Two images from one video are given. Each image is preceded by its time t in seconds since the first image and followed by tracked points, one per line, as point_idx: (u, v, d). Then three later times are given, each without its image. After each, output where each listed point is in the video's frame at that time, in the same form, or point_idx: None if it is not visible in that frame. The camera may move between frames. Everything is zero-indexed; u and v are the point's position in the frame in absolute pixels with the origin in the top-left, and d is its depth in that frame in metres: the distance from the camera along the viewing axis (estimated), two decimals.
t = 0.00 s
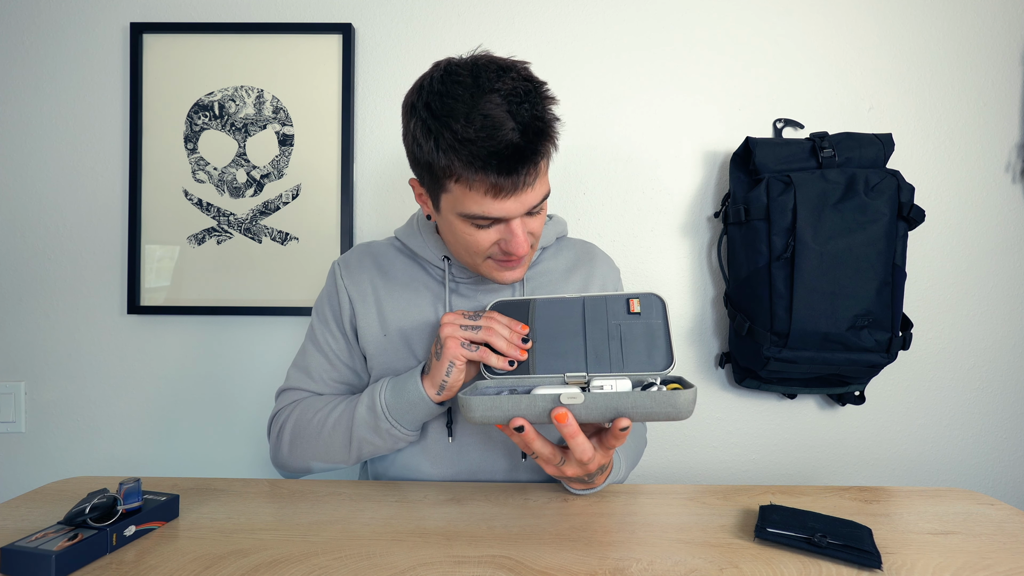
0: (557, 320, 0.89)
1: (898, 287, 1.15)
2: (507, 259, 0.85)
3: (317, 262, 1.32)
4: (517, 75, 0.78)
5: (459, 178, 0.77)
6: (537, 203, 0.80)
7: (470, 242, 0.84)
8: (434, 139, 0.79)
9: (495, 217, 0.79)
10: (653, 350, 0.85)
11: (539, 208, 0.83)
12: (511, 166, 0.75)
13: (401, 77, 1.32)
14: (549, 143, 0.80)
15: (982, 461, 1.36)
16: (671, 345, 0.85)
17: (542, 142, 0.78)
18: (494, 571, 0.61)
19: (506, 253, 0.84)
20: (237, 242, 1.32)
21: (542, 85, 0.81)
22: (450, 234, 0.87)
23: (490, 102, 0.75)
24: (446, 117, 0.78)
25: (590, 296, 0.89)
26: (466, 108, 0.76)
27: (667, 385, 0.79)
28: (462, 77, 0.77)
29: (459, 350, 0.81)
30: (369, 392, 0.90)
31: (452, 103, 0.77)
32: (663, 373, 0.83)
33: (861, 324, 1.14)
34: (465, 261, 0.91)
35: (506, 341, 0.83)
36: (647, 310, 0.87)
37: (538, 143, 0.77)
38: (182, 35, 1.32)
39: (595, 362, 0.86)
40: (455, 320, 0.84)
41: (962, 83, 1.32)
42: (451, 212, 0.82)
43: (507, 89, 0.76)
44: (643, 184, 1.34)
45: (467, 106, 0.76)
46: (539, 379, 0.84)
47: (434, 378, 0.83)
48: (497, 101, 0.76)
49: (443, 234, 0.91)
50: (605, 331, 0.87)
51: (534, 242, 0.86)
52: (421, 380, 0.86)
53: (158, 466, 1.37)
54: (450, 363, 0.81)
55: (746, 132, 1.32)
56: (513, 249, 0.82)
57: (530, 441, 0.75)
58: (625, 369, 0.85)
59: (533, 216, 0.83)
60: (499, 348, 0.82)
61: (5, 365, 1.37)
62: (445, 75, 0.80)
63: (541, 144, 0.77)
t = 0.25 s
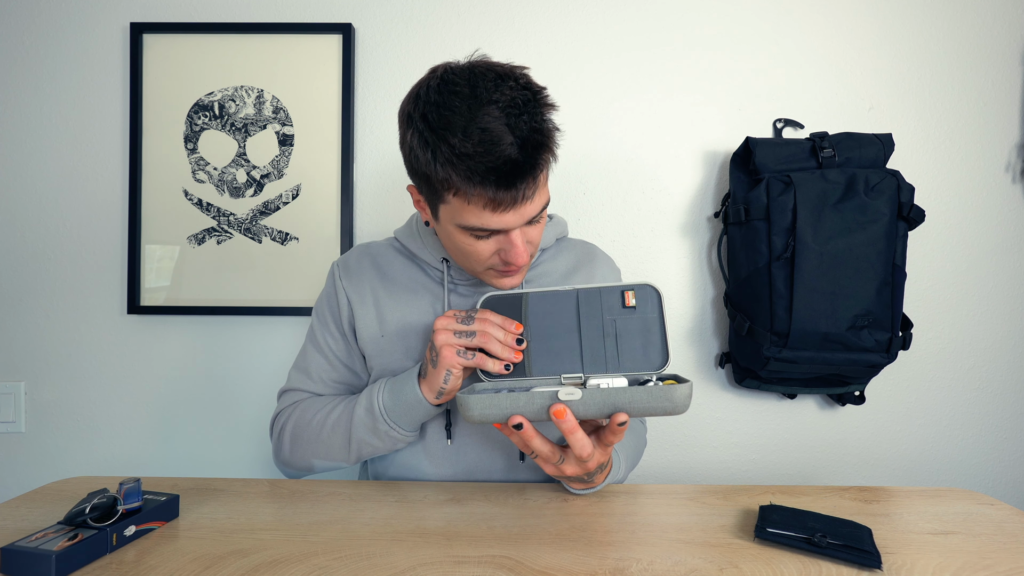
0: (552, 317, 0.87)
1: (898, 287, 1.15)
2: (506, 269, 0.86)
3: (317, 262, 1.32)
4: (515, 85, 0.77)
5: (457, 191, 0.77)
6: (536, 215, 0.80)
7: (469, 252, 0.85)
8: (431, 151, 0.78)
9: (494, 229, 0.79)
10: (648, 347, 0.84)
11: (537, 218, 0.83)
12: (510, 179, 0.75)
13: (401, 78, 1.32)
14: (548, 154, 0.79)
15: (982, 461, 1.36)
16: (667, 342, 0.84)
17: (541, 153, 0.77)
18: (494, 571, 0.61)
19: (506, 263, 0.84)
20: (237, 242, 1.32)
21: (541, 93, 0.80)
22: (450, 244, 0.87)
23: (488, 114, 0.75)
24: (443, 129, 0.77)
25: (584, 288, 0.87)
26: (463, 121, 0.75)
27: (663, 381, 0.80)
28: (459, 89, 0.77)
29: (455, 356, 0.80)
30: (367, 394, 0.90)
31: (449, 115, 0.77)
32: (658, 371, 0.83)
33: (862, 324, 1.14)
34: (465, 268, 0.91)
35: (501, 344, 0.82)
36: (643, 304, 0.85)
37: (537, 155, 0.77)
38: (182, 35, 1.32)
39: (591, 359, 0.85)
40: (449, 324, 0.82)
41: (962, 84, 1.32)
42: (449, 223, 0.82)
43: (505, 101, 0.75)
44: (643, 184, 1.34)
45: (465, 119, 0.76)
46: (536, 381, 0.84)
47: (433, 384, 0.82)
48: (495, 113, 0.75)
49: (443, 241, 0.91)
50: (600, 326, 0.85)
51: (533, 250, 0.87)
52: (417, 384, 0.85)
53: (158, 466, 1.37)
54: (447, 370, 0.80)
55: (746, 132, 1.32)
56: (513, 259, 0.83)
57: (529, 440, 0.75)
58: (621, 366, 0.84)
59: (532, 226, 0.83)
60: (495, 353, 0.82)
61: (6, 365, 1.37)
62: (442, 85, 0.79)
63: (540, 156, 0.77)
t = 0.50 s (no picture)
0: (546, 313, 0.83)
1: (898, 287, 1.15)
2: (507, 270, 0.86)
3: (317, 263, 1.32)
4: (515, 87, 0.77)
5: (457, 194, 0.77)
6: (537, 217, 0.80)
7: (470, 254, 0.85)
8: (431, 154, 0.78)
9: (495, 232, 0.80)
10: (646, 346, 0.81)
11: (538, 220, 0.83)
12: (511, 183, 0.75)
13: (401, 78, 1.33)
14: (549, 156, 0.79)
15: (982, 461, 1.36)
16: (665, 340, 0.81)
17: (541, 155, 0.77)
18: (494, 571, 0.61)
19: (507, 265, 0.84)
20: (237, 242, 1.32)
21: (541, 95, 0.80)
22: (451, 246, 0.87)
23: (488, 117, 0.75)
24: (443, 132, 0.77)
25: (581, 282, 0.82)
26: (463, 124, 0.75)
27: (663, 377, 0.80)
28: (459, 90, 0.76)
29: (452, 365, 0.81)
30: (366, 394, 0.90)
31: (449, 117, 0.76)
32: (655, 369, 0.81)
33: (861, 324, 1.14)
34: (466, 269, 0.92)
35: (498, 347, 0.81)
36: (642, 299, 0.81)
37: (537, 157, 0.77)
38: (182, 35, 1.32)
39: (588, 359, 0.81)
40: (443, 332, 0.81)
41: (962, 84, 1.32)
42: (450, 226, 0.82)
43: (505, 103, 0.75)
44: (643, 184, 1.34)
45: (465, 121, 0.75)
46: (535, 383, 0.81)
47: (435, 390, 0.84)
48: (495, 116, 0.75)
49: (443, 243, 0.91)
50: (597, 324, 0.81)
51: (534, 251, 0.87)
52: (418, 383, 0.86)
53: (158, 466, 1.37)
54: (446, 379, 0.82)
55: (746, 132, 1.32)
56: (514, 262, 0.83)
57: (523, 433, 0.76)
58: (618, 364, 0.81)
59: (533, 228, 0.83)
60: (493, 357, 0.81)
61: (6, 365, 1.37)
62: (442, 86, 0.78)
63: (540, 159, 0.77)
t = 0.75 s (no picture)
0: (546, 317, 0.81)
1: (898, 287, 1.15)
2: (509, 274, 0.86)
3: (318, 263, 1.32)
4: (514, 90, 0.76)
5: (459, 200, 0.77)
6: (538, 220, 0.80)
7: (472, 258, 0.85)
8: (431, 159, 0.78)
9: (496, 237, 0.80)
10: (645, 345, 0.80)
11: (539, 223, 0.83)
12: (512, 188, 0.74)
13: (401, 78, 1.33)
14: (550, 159, 0.79)
15: (982, 461, 1.36)
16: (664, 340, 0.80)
17: (542, 159, 0.77)
18: (494, 571, 0.61)
19: (509, 268, 0.85)
20: (237, 242, 1.32)
21: (541, 97, 0.79)
22: (452, 250, 0.87)
23: (488, 122, 0.74)
24: (443, 137, 0.77)
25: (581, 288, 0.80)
26: (463, 129, 0.75)
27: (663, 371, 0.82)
28: (459, 95, 0.76)
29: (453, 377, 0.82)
30: (366, 394, 0.90)
31: (449, 123, 0.76)
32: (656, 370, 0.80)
33: (862, 324, 1.14)
34: (468, 273, 0.92)
35: (497, 355, 0.81)
36: (643, 304, 0.80)
37: (538, 161, 0.76)
38: (182, 35, 1.32)
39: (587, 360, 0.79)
40: (439, 346, 0.82)
41: (962, 84, 1.32)
42: (451, 231, 0.82)
43: (505, 107, 0.75)
44: (643, 184, 1.34)
45: (466, 127, 0.75)
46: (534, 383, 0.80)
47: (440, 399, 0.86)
48: (495, 121, 0.74)
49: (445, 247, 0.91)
50: (598, 327, 0.79)
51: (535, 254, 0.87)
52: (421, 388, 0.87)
53: (158, 466, 1.37)
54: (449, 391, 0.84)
55: (746, 132, 1.32)
56: (516, 266, 0.83)
57: (523, 426, 0.78)
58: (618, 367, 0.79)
59: (535, 231, 0.83)
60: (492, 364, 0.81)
61: (6, 365, 1.37)
62: (441, 91, 0.78)
63: (542, 163, 0.77)
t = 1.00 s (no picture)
0: (547, 316, 0.83)
1: (898, 287, 1.15)
2: (509, 276, 0.86)
3: (318, 263, 1.32)
4: (504, 91, 0.75)
5: (456, 207, 0.77)
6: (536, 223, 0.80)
7: (472, 262, 0.85)
8: (426, 167, 0.78)
9: (495, 242, 0.80)
10: (646, 346, 0.81)
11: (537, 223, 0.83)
12: (508, 194, 0.74)
13: (401, 78, 1.33)
14: (545, 159, 0.78)
15: (981, 461, 1.36)
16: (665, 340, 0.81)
17: (537, 161, 0.76)
18: (494, 571, 0.61)
19: (509, 271, 0.85)
20: (237, 242, 1.32)
21: (532, 95, 0.78)
22: (452, 255, 0.87)
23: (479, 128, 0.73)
24: (436, 144, 0.76)
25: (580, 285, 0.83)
26: (455, 135, 0.74)
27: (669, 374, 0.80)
28: (449, 100, 0.75)
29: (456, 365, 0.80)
30: (364, 399, 0.90)
31: (441, 129, 0.75)
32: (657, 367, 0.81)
33: (862, 324, 1.14)
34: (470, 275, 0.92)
35: (501, 346, 0.80)
36: (640, 300, 0.82)
37: (533, 164, 0.76)
38: (182, 35, 1.32)
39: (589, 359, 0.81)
40: (444, 331, 0.81)
41: (962, 84, 1.32)
42: (450, 236, 0.82)
43: (497, 111, 0.74)
44: (643, 184, 1.34)
45: (458, 133, 0.74)
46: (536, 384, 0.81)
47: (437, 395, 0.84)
48: (487, 125, 0.73)
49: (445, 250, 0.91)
50: (598, 325, 0.81)
51: (535, 255, 0.87)
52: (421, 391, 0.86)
53: (158, 466, 1.37)
54: (450, 381, 0.81)
55: (746, 132, 1.32)
56: (517, 267, 0.83)
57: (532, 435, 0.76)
58: (619, 362, 0.81)
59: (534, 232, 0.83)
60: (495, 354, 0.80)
61: (6, 365, 1.37)
62: (431, 96, 0.77)
63: (537, 166, 0.76)
